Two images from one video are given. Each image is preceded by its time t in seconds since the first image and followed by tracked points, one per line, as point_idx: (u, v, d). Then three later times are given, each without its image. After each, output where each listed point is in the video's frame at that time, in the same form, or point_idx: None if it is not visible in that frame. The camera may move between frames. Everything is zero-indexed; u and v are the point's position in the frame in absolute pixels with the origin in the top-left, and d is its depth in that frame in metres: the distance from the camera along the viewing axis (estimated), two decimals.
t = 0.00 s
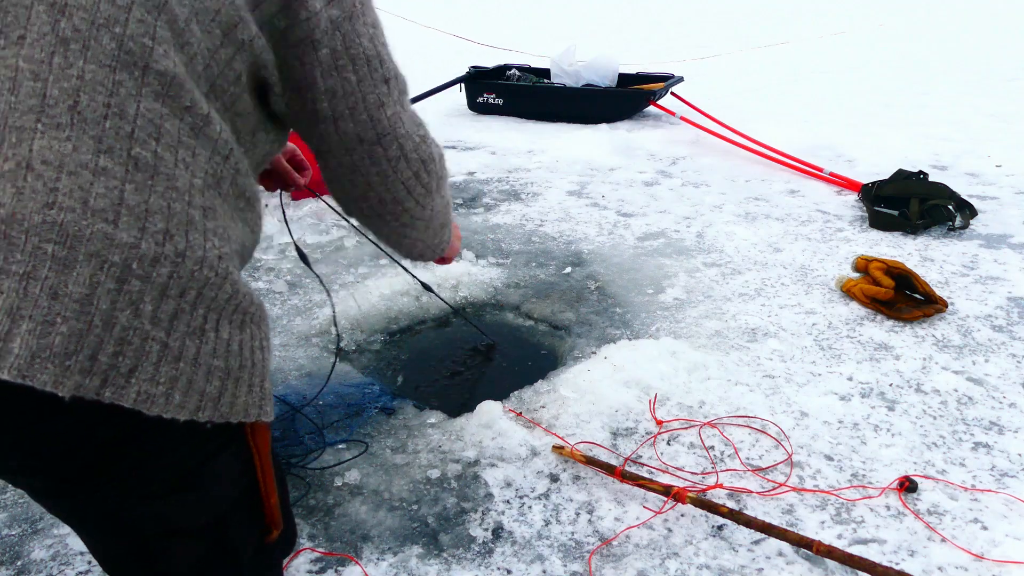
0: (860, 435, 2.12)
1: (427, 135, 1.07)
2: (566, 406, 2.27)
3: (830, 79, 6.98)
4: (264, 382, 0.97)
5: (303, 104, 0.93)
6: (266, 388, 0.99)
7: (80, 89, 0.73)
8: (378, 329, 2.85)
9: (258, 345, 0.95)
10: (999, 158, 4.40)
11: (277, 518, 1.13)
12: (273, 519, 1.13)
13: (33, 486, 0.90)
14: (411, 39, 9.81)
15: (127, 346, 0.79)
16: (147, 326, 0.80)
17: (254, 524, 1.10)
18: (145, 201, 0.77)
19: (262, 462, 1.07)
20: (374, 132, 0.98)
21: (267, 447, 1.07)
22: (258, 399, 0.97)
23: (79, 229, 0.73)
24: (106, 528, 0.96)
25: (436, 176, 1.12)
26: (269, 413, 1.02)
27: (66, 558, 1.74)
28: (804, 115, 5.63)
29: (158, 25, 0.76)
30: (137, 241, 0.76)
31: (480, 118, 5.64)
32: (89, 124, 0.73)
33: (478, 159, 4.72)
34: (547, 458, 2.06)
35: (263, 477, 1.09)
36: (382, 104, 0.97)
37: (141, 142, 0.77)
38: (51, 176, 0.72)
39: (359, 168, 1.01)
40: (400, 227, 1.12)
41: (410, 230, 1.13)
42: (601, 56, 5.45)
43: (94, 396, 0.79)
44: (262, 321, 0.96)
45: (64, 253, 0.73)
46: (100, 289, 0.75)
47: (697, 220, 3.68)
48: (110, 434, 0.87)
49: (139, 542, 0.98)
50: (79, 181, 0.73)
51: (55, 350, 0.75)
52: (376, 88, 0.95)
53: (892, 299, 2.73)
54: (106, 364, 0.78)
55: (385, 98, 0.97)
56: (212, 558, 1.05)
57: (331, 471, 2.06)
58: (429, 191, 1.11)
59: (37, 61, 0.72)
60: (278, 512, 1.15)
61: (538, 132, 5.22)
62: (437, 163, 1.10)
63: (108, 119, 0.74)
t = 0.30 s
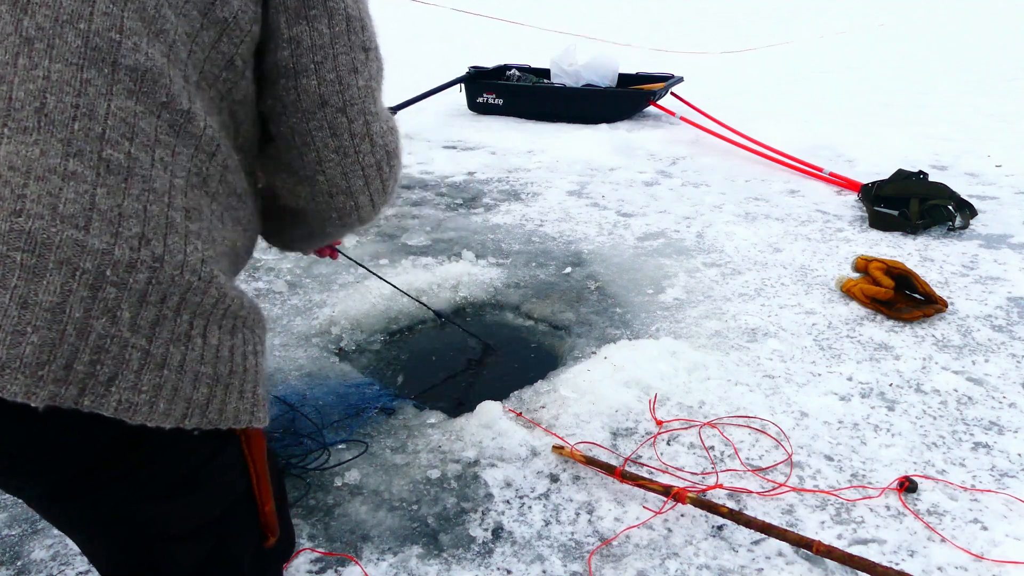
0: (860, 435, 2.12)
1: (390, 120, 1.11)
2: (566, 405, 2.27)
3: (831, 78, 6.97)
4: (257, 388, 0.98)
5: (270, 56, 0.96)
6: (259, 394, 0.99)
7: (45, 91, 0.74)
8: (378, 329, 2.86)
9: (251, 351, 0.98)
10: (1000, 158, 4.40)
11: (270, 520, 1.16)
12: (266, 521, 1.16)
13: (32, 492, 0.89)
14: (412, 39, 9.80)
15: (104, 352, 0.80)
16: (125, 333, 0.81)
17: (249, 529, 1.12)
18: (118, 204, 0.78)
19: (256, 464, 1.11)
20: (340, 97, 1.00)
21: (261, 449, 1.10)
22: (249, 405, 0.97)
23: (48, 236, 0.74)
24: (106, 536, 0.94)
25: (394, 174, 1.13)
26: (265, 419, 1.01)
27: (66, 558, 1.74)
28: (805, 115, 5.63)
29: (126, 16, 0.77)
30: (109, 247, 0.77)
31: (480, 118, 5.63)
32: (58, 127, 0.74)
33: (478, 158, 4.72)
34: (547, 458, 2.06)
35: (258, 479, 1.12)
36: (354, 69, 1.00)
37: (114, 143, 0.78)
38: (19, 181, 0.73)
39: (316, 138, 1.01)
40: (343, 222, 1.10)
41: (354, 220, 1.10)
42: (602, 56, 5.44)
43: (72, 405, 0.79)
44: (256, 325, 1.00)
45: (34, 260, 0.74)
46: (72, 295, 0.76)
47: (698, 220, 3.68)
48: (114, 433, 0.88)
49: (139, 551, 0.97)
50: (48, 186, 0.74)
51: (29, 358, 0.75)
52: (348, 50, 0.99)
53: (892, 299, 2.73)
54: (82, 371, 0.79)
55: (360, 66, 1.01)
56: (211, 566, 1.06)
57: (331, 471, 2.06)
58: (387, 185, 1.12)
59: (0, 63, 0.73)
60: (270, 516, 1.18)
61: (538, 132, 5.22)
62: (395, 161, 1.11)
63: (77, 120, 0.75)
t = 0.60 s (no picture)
0: (860, 435, 2.12)
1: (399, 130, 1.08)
2: (566, 406, 2.27)
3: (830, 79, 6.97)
4: (264, 379, 0.96)
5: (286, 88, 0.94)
6: (267, 383, 0.98)
7: (71, 88, 0.74)
8: (378, 329, 2.86)
9: (258, 342, 0.95)
10: (999, 158, 4.40)
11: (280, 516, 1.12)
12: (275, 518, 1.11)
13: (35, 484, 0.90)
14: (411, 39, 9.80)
15: (127, 343, 0.80)
16: (145, 324, 0.81)
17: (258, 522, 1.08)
18: (140, 199, 0.78)
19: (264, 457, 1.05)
20: (347, 124, 0.98)
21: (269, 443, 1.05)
22: (258, 396, 0.96)
23: (73, 228, 0.75)
24: (114, 529, 0.95)
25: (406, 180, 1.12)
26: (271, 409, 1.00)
27: (66, 558, 1.74)
28: (804, 115, 5.63)
29: (148, 21, 0.77)
30: (132, 239, 0.77)
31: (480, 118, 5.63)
32: (82, 124, 0.75)
33: (478, 159, 4.72)
34: (547, 458, 2.06)
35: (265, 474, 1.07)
36: (355, 96, 0.98)
37: (134, 140, 0.77)
38: (45, 175, 0.74)
39: (328, 161, 1.01)
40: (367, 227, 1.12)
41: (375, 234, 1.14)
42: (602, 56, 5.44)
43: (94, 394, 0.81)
44: (261, 318, 0.96)
45: (59, 252, 0.75)
46: (97, 287, 0.77)
47: (698, 220, 3.68)
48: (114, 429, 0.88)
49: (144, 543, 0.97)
50: (73, 180, 0.75)
51: (55, 348, 0.77)
52: (350, 77, 0.96)
53: (892, 299, 2.73)
54: (106, 362, 0.80)
55: (360, 90, 0.98)
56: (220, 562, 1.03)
57: (331, 471, 2.06)
58: (402, 195, 1.12)
59: (29, 59, 0.73)
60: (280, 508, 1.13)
61: (538, 132, 5.22)
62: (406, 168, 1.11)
63: (101, 117, 0.75)
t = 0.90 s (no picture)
0: (861, 435, 2.12)
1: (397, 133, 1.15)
2: (566, 405, 2.27)
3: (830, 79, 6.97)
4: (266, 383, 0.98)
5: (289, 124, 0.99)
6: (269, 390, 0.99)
7: (102, 89, 0.75)
8: (378, 329, 2.86)
9: (258, 347, 0.97)
10: (999, 158, 4.40)
11: (286, 518, 1.10)
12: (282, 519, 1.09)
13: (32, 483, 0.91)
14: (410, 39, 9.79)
15: (144, 343, 0.81)
16: (162, 323, 0.81)
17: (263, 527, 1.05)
18: (161, 199, 0.79)
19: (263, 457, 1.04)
20: (345, 121, 1.03)
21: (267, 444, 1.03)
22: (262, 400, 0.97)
23: (99, 223, 0.75)
24: (111, 532, 0.95)
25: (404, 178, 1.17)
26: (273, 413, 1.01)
27: (66, 558, 1.74)
28: (804, 115, 5.63)
29: (177, 38, 0.80)
30: (154, 237, 0.78)
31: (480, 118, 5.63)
32: (110, 124, 0.76)
33: (477, 159, 4.71)
34: (547, 458, 2.06)
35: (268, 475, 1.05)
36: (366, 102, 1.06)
37: (157, 144, 0.79)
38: (71, 170, 0.74)
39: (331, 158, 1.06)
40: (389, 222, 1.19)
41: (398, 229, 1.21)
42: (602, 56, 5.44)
43: (111, 393, 0.79)
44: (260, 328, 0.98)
45: (85, 246, 0.74)
46: (118, 282, 0.77)
47: (698, 220, 3.68)
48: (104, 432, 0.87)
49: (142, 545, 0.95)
50: (100, 176, 0.75)
51: (77, 343, 0.76)
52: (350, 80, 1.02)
53: (892, 299, 2.73)
54: (124, 360, 0.79)
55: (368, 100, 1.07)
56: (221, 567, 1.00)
57: (331, 471, 2.06)
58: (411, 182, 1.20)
59: (63, 60, 0.74)
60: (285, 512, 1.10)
61: (538, 132, 5.22)
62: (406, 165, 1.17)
63: (128, 119, 0.77)
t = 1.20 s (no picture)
0: (861, 435, 2.12)
1: (403, 158, 1.10)
2: (566, 406, 2.27)
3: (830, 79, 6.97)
4: (233, 394, 0.93)
5: (287, 115, 0.96)
6: (237, 400, 0.94)
7: (19, 96, 0.74)
8: (378, 329, 2.85)
9: (228, 356, 0.92)
10: (999, 158, 4.40)
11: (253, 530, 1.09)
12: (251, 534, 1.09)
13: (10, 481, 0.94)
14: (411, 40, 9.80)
15: (63, 356, 0.79)
16: (85, 337, 0.79)
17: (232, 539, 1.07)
18: (82, 212, 0.76)
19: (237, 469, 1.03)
20: (349, 153, 1.01)
21: (241, 455, 1.03)
22: (224, 411, 0.93)
23: (6, 240, 0.74)
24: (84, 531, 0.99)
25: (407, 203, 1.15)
26: (245, 424, 0.96)
27: (66, 558, 1.74)
28: (804, 115, 5.63)
29: (110, 30, 0.76)
30: (69, 253, 0.76)
31: (480, 118, 5.64)
32: (27, 133, 0.74)
33: (477, 158, 4.72)
34: (547, 458, 2.06)
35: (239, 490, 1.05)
36: (361, 129, 0.99)
37: (85, 151, 0.76)
38: None
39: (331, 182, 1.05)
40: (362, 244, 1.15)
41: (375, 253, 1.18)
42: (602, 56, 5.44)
43: (29, 405, 0.79)
44: (241, 330, 0.94)
45: None
46: (29, 300, 0.75)
47: (698, 220, 3.68)
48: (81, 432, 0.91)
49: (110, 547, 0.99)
50: (11, 190, 0.74)
51: None
52: (357, 112, 0.98)
53: (892, 299, 2.73)
54: (41, 375, 0.78)
55: (366, 122, 1.00)
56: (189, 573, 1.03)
57: (331, 471, 2.06)
58: (398, 214, 1.14)
59: None
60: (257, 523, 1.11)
61: (538, 132, 5.22)
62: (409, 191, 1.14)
63: (48, 127, 0.75)
